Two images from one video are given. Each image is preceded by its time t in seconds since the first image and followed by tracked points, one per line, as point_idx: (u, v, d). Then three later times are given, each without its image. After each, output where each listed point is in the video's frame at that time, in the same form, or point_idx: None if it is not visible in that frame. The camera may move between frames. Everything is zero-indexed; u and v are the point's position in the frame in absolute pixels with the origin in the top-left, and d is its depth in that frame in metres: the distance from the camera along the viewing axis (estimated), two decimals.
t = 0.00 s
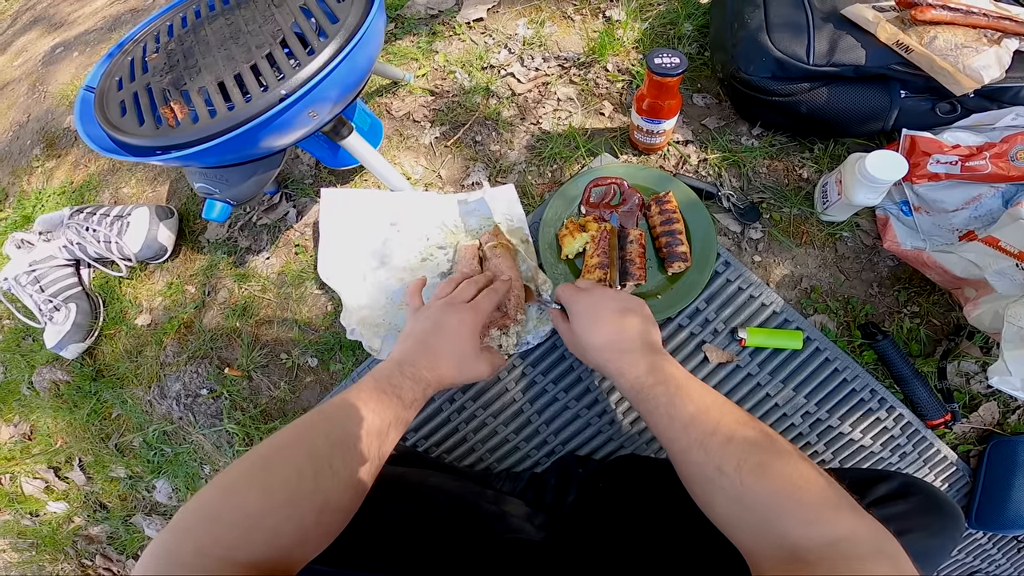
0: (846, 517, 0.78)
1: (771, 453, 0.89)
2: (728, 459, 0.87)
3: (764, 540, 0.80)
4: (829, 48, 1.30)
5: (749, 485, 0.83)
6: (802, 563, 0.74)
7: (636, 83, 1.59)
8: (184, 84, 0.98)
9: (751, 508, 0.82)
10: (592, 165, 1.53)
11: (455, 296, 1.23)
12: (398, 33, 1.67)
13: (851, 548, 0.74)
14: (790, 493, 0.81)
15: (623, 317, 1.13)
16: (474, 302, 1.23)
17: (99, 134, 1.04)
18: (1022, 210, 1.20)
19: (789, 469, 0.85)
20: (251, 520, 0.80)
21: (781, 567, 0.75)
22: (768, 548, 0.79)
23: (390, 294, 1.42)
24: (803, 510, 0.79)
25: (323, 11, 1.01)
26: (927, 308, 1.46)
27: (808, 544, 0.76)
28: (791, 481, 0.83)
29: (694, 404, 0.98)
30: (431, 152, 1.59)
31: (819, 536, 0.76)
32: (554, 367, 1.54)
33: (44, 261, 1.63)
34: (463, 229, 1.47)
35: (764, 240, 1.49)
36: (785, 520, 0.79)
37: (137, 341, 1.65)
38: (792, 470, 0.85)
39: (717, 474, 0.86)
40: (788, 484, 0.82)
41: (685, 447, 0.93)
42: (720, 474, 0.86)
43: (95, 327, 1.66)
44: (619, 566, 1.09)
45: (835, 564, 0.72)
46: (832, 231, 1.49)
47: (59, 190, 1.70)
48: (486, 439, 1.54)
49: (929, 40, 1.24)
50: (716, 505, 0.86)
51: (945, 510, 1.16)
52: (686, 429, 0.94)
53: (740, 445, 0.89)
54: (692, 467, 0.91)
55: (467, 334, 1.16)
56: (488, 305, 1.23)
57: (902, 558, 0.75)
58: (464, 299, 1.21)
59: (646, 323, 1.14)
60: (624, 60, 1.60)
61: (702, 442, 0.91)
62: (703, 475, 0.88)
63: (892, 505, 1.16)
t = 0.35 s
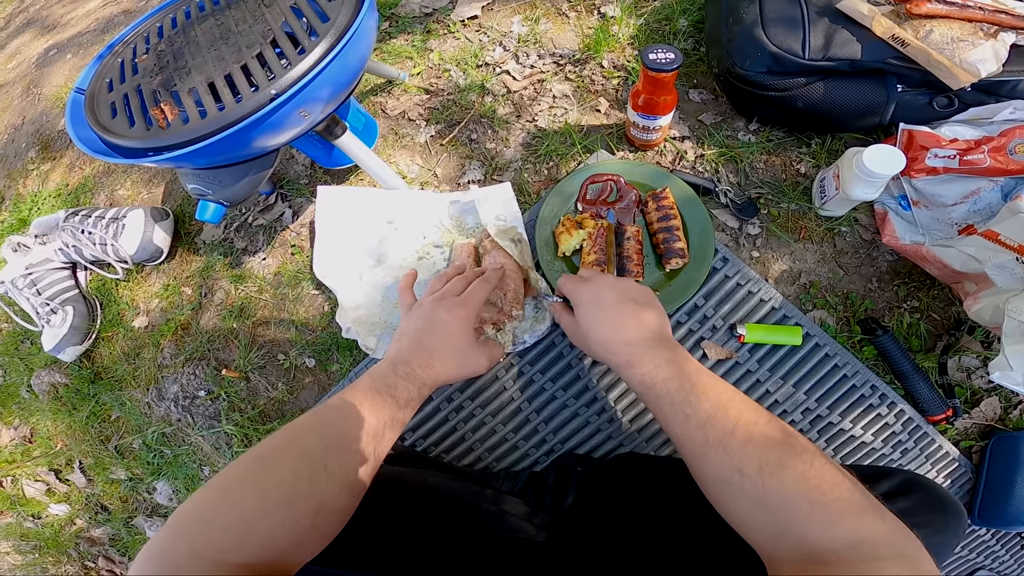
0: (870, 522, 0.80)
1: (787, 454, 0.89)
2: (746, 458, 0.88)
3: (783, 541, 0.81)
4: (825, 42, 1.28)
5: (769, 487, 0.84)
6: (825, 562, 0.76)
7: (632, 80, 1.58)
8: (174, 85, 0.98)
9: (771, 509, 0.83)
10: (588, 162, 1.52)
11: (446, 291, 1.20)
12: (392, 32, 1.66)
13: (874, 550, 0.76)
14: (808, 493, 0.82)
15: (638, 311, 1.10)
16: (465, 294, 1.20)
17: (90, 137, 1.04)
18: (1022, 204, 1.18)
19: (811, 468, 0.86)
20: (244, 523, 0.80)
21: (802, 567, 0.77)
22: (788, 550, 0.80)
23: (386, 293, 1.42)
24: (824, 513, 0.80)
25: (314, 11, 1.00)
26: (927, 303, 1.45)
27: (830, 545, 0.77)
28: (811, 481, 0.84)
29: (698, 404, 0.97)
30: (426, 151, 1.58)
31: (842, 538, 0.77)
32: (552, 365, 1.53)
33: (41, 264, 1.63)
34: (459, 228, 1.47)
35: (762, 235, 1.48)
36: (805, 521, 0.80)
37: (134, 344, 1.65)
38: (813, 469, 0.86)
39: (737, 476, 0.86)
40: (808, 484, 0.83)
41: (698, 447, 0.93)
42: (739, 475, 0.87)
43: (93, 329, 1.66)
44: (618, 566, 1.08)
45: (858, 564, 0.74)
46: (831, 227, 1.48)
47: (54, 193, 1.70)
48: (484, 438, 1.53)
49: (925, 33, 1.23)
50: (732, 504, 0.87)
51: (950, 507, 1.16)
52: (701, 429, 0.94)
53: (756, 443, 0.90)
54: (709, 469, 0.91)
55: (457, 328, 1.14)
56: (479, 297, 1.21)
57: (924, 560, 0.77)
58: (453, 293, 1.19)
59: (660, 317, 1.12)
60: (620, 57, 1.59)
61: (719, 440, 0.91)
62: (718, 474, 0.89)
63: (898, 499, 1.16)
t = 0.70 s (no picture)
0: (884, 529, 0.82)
1: (791, 458, 0.91)
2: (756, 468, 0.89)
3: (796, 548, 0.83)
4: (812, 44, 1.30)
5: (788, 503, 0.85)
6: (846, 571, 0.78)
7: (624, 83, 1.60)
8: (171, 92, 0.99)
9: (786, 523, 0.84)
10: (582, 165, 1.54)
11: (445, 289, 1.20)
12: (387, 38, 1.68)
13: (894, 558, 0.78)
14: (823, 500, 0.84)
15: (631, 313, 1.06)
16: (463, 289, 1.20)
17: (89, 143, 1.05)
18: (1011, 202, 1.18)
19: (819, 478, 0.88)
20: (250, 517, 0.81)
21: None
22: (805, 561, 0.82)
23: (384, 297, 1.43)
24: (839, 519, 0.82)
25: (309, 18, 1.02)
26: (919, 301, 1.46)
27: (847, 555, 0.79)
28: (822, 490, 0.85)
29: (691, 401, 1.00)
30: (422, 155, 1.60)
31: (861, 547, 0.79)
32: (549, 366, 1.54)
33: (40, 271, 1.64)
34: (455, 231, 1.48)
35: (755, 236, 1.50)
36: (823, 531, 0.82)
37: (134, 349, 1.66)
38: (821, 478, 0.88)
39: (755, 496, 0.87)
40: (820, 493, 0.85)
41: (711, 466, 0.93)
42: (755, 494, 0.87)
43: (92, 335, 1.67)
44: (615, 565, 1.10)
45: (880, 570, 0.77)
46: (822, 227, 1.49)
47: (52, 200, 1.71)
48: (482, 440, 1.54)
49: (910, 34, 1.25)
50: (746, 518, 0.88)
51: (944, 503, 1.18)
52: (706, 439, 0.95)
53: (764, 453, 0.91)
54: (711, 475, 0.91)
55: (453, 322, 1.14)
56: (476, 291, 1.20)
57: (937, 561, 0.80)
58: (452, 289, 1.18)
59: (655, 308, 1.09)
60: (612, 60, 1.61)
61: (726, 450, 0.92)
62: (721, 477, 0.90)
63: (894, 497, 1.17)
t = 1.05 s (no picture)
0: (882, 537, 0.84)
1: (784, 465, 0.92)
2: (755, 478, 0.91)
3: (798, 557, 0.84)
4: (803, 34, 1.29)
5: (790, 516, 0.86)
6: None
7: (616, 75, 1.58)
8: (151, 90, 0.98)
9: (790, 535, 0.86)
10: (574, 158, 1.53)
11: (432, 281, 1.18)
12: (376, 33, 1.66)
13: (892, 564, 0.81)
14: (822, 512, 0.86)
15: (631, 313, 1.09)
16: (452, 285, 1.18)
17: (70, 143, 1.04)
18: (1006, 191, 1.18)
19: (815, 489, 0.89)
20: (237, 517, 0.80)
21: None
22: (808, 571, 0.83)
23: (375, 294, 1.42)
24: (840, 529, 0.84)
25: (290, 14, 1.00)
26: (915, 291, 1.45)
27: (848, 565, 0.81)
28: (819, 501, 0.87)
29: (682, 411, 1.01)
30: (412, 151, 1.58)
31: (861, 556, 0.81)
32: (543, 362, 1.53)
33: (29, 273, 1.63)
34: (447, 227, 1.46)
35: (749, 227, 1.49)
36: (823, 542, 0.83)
37: (125, 350, 1.65)
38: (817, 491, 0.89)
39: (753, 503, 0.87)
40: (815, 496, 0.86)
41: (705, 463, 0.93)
42: (758, 508, 0.88)
43: (83, 337, 1.66)
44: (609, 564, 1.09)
45: None
46: (816, 217, 1.48)
47: (41, 201, 1.70)
48: (476, 436, 1.53)
49: (901, 23, 1.24)
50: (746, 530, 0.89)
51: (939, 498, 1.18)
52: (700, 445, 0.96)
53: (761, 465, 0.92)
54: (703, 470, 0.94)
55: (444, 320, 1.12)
56: (467, 289, 1.18)
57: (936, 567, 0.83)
58: (439, 283, 1.17)
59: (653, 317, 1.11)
60: (603, 52, 1.59)
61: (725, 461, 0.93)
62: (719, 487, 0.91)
63: (889, 496, 1.16)
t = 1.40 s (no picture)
0: (868, 532, 0.84)
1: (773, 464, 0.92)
2: (744, 477, 0.90)
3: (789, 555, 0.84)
4: (785, 23, 1.26)
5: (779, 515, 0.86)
6: None
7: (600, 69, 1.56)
8: (121, 100, 0.97)
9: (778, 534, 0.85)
10: (560, 154, 1.51)
11: (430, 282, 1.14)
12: (358, 33, 1.64)
13: (881, 564, 0.80)
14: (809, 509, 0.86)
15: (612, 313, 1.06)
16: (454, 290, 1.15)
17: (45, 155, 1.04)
18: (998, 178, 1.15)
19: (803, 487, 0.89)
20: (224, 519, 0.80)
21: None
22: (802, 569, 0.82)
23: (363, 297, 1.41)
24: (829, 527, 0.83)
25: (260, 19, 0.99)
26: (909, 281, 1.42)
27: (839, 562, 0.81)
28: (809, 499, 0.87)
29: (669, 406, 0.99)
30: (398, 152, 1.57)
31: (850, 554, 0.81)
32: (534, 362, 1.51)
33: (20, 284, 1.63)
34: (433, 228, 1.45)
35: (739, 220, 1.47)
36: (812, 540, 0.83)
37: (118, 359, 1.65)
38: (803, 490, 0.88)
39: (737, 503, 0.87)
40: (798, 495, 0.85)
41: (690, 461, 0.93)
42: (748, 505, 0.87)
43: (76, 347, 1.66)
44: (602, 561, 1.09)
45: None
46: (807, 208, 1.46)
47: (29, 211, 1.70)
48: (469, 437, 1.52)
49: (883, 10, 1.22)
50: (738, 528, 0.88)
51: (938, 493, 1.17)
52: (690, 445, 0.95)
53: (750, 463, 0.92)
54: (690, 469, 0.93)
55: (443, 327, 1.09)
56: (466, 297, 1.16)
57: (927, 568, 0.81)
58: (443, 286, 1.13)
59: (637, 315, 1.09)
60: (587, 46, 1.57)
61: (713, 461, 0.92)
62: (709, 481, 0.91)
63: (884, 492, 1.16)
